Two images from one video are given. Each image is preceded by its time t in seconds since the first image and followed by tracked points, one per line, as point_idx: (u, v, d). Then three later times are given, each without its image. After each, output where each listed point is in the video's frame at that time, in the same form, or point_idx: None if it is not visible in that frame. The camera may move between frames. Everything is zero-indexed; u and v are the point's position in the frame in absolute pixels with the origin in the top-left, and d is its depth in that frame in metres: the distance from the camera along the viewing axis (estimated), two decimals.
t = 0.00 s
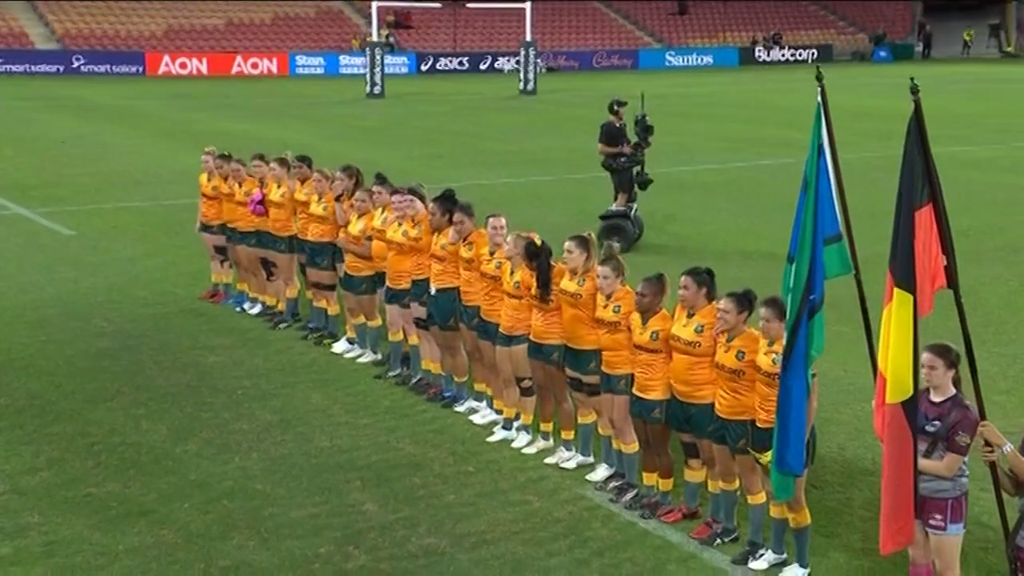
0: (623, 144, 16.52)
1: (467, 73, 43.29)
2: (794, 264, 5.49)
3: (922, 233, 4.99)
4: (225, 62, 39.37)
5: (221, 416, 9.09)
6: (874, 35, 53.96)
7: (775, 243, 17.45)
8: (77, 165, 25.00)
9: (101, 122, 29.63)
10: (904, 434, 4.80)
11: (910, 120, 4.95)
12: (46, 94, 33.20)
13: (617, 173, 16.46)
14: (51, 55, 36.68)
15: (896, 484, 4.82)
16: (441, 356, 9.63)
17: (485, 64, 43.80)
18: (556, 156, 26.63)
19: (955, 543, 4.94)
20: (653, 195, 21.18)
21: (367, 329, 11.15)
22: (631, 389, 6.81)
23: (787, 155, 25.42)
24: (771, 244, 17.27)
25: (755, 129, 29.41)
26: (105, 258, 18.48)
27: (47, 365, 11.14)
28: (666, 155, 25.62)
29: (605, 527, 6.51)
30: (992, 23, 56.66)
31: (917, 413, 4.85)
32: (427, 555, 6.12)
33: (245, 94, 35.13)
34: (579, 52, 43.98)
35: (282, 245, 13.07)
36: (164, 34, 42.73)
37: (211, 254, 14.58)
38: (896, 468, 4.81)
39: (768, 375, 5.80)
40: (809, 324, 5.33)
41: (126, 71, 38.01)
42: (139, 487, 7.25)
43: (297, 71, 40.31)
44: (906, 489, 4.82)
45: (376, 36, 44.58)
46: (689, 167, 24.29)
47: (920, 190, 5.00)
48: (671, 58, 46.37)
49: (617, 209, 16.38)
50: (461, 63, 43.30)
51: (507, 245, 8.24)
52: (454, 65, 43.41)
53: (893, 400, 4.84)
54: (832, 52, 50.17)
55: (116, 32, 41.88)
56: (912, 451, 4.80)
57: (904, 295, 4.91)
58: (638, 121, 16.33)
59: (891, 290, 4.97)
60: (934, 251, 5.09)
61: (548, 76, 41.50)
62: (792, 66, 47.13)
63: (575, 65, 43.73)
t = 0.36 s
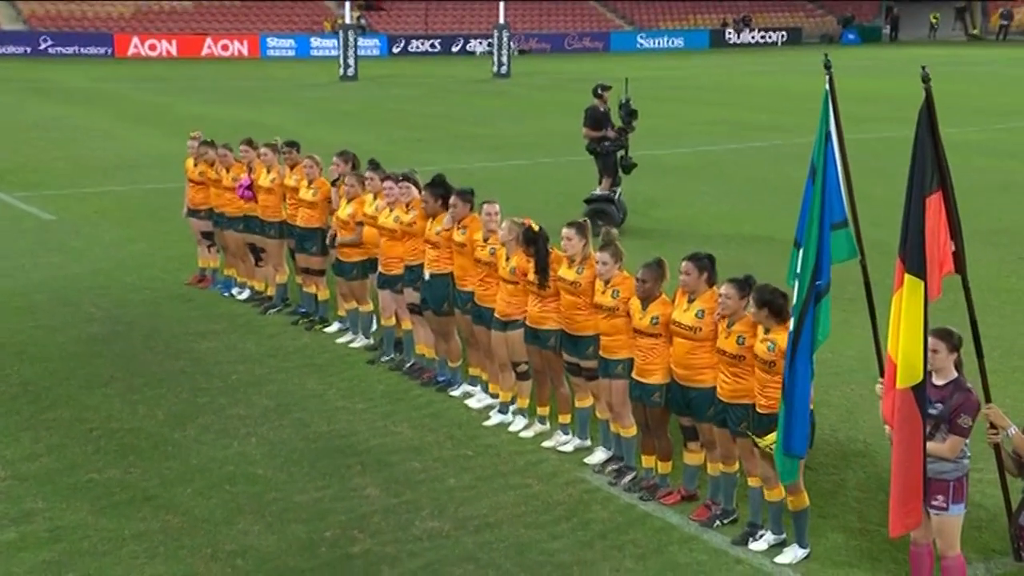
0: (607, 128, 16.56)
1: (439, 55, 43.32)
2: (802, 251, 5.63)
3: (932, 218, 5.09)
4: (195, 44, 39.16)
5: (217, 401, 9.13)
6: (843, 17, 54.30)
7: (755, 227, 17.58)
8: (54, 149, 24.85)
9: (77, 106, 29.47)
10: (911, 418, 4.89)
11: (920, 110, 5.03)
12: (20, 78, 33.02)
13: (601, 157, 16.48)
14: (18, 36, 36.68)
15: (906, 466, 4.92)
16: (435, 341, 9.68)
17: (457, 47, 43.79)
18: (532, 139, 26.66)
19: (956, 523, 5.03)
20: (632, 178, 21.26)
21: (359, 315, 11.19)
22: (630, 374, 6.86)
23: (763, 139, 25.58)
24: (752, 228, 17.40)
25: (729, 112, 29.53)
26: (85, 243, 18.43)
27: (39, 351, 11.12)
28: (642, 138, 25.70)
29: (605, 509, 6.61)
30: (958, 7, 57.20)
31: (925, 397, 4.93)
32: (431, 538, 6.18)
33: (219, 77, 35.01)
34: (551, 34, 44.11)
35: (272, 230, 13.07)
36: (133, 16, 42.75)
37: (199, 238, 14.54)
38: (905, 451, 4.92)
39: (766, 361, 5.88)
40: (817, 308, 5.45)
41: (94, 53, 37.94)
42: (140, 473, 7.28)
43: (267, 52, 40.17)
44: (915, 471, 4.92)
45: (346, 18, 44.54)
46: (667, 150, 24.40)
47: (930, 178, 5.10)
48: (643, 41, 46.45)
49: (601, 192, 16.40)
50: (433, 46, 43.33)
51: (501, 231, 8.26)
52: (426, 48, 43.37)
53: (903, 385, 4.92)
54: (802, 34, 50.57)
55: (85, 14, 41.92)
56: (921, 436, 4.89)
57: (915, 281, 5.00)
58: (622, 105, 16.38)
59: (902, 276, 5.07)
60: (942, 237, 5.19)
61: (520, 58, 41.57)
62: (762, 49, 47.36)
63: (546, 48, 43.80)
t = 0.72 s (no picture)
0: (590, 120, 16.64)
1: (407, 45, 43.46)
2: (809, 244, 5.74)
3: (939, 212, 5.20)
4: (161, 35, 39.41)
5: (211, 395, 9.14)
6: (808, 9, 54.86)
7: (732, 217, 17.74)
8: (28, 141, 24.72)
9: (49, 96, 29.32)
10: (914, 408, 4.99)
11: (927, 106, 5.15)
12: None
13: (585, 149, 16.52)
14: None
15: (909, 456, 5.01)
16: (427, 333, 9.72)
17: (425, 37, 43.91)
18: (506, 129, 26.74)
19: (956, 510, 5.15)
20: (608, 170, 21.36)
21: (348, 307, 11.21)
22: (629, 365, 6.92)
23: (736, 129, 25.79)
24: (730, 219, 17.55)
25: (701, 102, 29.74)
26: (61, 235, 18.36)
27: (27, 345, 11.10)
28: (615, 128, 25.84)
29: (606, 499, 6.68)
30: None
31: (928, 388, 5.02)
32: (434, 530, 6.24)
33: (190, 67, 34.95)
34: (519, 25, 44.33)
35: (258, 223, 13.07)
36: (96, 7, 43.25)
37: (184, 231, 14.51)
38: (908, 441, 5.01)
39: (761, 352, 5.94)
40: (826, 301, 5.55)
41: (59, 43, 37.92)
42: (139, 467, 7.30)
43: (234, 42, 40.76)
44: (918, 461, 5.01)
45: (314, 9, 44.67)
46: (641, 140, 24.56)
47: (937, 172, 5.21)
48: (610, 32, 46.74)
49: (584, 184, 16.44)
50: (401, 36, 43.47)
51: (494, 224, 8.28)
52: (394, 38, 43.57)
53: (907, 375, 5.00)
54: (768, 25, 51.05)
55: (48, 5, 42.34)
56: (924, 426, 4.98)
57: (920, 274, 5.09)
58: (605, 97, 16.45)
59: (908, 269, 5.15)
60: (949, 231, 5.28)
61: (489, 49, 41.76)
62: (729, 40, 47.78)
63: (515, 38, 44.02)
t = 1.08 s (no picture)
0: (570, 120, 16.82)
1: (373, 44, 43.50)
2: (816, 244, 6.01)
3: (938, 213, 5.32)
4: (124, 33, 39.34)
5: (203, 396, 9.17)
6: (771, 8, 55.34)
7: (708, 216, 17.88)
8: None
9: (18, 96, 29.11)
10: (913, 404, 5.10)
11: (927, 109, 5.27)
12: None
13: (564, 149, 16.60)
14: None
15: (908, 452, 5.13)
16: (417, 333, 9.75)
17: (391, 36, 43.97)
18: (478, 127, 26.82)
19: (954, 505, 5.26)
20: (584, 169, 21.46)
21: (334, 307, 11.22)
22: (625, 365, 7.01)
23: (708, 128, 25.99)
24: (707, 218, 17.70)
25: (672, 102, 29.95)
26: (35, 235, 18.27)
27: (14, 347, 11.06)
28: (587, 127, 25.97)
29: (603, 497, 6.77)
30: None
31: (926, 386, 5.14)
32: (436, 528, 6.30)
33: (157, 66, 34.80)
34: (485, 24, 44.47)
35: (243, 224, 13.08)
36: (55, 6, 42.96)
37: (167, 233, 14.46)
38: (907, 437, 5.12)
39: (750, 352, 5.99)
40: (833, 301, 5.86)
41: (21, 41, 37.67)
42: (137, 468, 7.33)
43: (198, 40, 40.91)
44: (917, 457, 5.13)
45: (278, 8, 44.61)
46: (614, 139, 24.70)
47: (936, 174, 5.32)
48: (575, 31, 46.95)
49: (564, 183, 16.61)
50: (367, 35, 43.48)
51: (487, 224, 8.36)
52: (358, 37, 43.66)
53: (907, 373, 5.12)
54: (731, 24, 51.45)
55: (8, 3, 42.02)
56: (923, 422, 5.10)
57: (919, 274, 5.20)
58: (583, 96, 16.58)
59: (908, 269, 5.27)
60: (949, 231, 5.40)
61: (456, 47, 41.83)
62: (694, 40, 48.11)
63: (481, 37, 44.13)
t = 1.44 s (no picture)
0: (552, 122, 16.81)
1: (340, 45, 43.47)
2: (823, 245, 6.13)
3: (939, 215, 5.45)
4: (88, 33, 39.10)
5: (198, 398, 9.20)
6: (736, 9, 55.73)
7: (685, 216, 18.02)
8: None
9: None
10: (912, 402, 5.24)
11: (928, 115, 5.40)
12: None
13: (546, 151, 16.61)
14: None
15: (907, 449, 5.26)
16: (410, 335, 9.81)
17: (358, 36, 43.95)
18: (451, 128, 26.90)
19: (952, 501, 5.38)
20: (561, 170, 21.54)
21: (325, 309, 11.25)
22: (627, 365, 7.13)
23: (681, 129, 26.15)
24: (685, 218, 17.83)
25: (644, 102, 30.12)
26: (12, 238, 18.18)
27: (3, 351, 11.04)
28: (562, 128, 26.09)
29: (603, 495, 6.86)
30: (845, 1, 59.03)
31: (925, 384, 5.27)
32: (440, 528, 6.38)
33: (127, 67, 34.64)
34: (452, 24, 44.52)
35: (230, 227, 13.09)
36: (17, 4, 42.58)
37: (152, 235, 14.41)
38: (906, 435, 5.26)
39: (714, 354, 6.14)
40: (842, 301, 5.97)
41: None
42: (138, 470, 7.36)
43: (163, 41, 40.84)
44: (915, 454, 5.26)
45: (245, 9, 44.50)
46: (589, 140, 24.82)
47: (937, 177, 5.45)
48: (541, 32, 47.10)
49: (546, 184, 16.56)
50: (334, 35, 43.44)
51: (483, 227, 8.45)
52: (325, 37, 43.49)
53: (906, 372, 5.26)
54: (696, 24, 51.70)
55: None
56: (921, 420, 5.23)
57: (919, 275, 5.34)
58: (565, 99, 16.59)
59: (909, 270, 5.41)
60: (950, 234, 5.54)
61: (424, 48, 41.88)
62: (660, 41, 48.39)
63: (447, 37, 44.22)
